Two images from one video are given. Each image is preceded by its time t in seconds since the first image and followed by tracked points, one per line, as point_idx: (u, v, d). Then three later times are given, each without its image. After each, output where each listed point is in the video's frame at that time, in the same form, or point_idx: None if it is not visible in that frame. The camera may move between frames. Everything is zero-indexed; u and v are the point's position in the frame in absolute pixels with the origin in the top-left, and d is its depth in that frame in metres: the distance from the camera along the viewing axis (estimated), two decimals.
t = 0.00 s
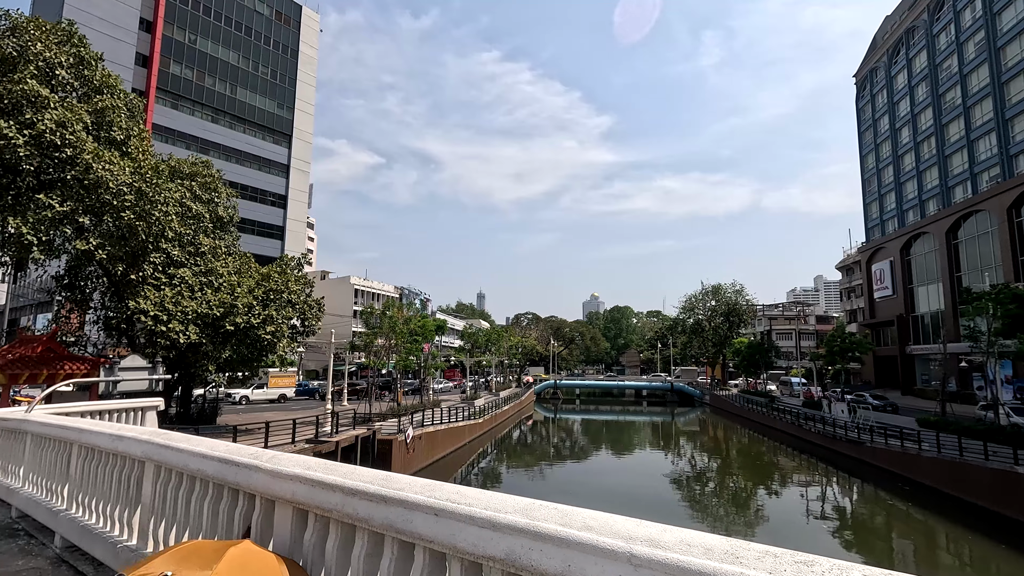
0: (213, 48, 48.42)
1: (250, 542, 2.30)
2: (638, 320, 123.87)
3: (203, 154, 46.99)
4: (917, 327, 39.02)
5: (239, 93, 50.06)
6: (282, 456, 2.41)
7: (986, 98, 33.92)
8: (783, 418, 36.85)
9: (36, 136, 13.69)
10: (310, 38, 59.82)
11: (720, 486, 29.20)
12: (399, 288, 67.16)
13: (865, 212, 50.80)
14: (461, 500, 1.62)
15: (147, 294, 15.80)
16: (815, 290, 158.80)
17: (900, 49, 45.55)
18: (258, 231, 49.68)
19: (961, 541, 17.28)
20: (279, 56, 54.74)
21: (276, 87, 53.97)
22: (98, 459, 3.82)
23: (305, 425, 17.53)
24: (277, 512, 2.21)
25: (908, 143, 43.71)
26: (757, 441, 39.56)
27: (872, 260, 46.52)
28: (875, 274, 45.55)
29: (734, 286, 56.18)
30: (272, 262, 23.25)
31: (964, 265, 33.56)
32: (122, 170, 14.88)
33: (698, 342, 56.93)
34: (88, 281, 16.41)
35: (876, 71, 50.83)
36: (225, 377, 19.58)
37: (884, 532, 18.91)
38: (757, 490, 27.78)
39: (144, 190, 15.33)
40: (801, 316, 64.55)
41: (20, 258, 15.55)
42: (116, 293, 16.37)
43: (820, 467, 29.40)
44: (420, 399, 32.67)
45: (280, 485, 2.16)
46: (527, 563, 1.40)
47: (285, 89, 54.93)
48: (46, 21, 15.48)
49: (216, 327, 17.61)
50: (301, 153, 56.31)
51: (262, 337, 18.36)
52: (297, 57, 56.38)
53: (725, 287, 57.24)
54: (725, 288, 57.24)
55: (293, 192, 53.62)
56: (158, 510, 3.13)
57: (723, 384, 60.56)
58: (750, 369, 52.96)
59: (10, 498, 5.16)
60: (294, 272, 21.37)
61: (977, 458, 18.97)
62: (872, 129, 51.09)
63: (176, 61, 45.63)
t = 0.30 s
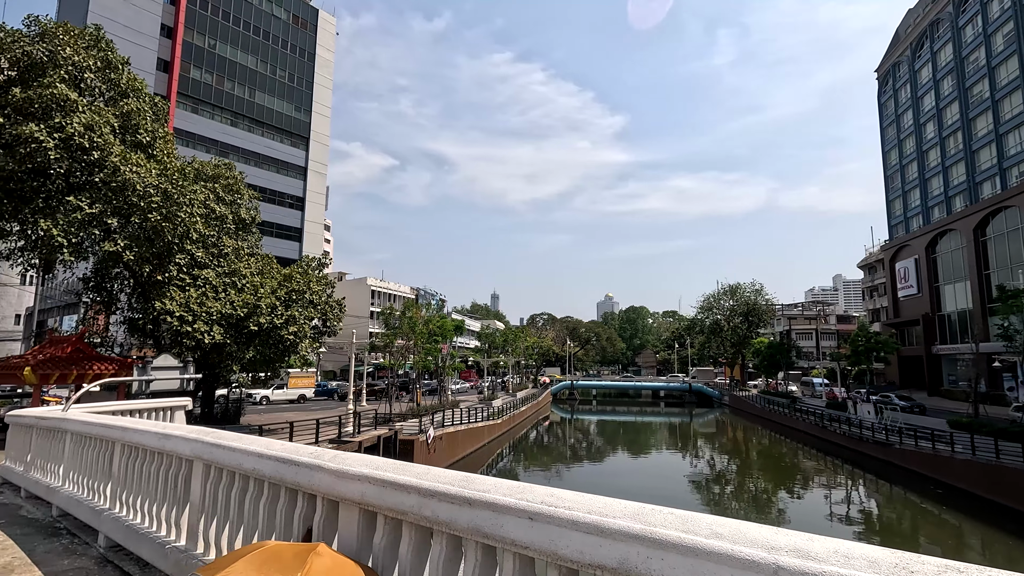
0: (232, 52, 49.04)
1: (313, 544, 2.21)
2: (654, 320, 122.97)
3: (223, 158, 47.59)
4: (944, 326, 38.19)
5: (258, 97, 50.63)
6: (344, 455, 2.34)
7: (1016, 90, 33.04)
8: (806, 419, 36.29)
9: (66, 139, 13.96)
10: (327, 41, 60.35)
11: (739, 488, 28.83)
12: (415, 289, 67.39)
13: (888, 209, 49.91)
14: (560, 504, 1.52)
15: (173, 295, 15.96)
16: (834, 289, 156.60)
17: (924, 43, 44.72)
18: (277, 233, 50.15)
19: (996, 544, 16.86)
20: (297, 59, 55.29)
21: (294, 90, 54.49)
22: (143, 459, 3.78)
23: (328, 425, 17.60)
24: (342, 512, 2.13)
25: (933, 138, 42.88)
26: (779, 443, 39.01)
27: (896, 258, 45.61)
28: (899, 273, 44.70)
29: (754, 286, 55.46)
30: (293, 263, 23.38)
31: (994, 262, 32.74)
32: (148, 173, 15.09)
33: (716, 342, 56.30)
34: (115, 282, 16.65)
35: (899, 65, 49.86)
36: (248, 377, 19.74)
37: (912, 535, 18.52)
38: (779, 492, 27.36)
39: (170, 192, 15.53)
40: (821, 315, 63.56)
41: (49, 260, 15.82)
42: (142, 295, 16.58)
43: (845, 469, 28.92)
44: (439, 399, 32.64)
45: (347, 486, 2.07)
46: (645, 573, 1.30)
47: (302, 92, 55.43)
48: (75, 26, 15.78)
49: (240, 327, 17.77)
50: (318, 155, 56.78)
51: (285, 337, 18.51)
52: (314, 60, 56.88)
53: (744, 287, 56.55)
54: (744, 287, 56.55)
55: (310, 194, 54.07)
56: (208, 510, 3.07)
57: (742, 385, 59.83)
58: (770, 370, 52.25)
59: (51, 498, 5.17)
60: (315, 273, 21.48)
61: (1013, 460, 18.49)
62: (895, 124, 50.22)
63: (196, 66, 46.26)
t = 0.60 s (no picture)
0: (253, 58, 49.64)
1: (379, 563, 2.13)
2: (671, 322, 121.85)
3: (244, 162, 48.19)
4: (975, 327, 37.18)
5: (278, 102, 51.18)
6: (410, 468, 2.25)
7: None
8: (833, 422, 35.60)
9: (97, 146, 14.24)
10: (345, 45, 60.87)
11: (762, 492, 28.36)
12: (433, 291, 67.56)
13: (916, 208, 48.88)
14: (672, 529, 1.41)
15: (201, 298, 16.10)
16: (856, 289, 153.84)
17: (952, 36, 43.66)
18: (297, 236, 50.63)
19: None
20: (316, 64, 55.83)
21: (313, 95, 55.00)
22: (189, 466, 3.74)
23: (353, 427, 17.62)
24: (412, 528, 2.03)
25: (963, 134, 41.85)
26: (803, 446, 38.31)
27: (923, 257, 44.53)
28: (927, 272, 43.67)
29: (776, 286, 54.60)
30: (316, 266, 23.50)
31: None
32: (177, 177, 15.28)
33: (738, 344, 55.54)
34: (143, 286, 16.89)
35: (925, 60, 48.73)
36: (273, 379, 19.91)
37: (943, 543, 18.05)
38: (804, 496, 26.88)
39: (197, 197, 15.72)
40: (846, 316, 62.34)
41: (80, 264, 16.09)
42: (169, 298, 16.77)
43: (875, 473, 28.29)
44: (459, 401, 32.60)
45: (418, 501, 1.97)
46: None
47: (321, 96, 55.93)
48: (105, 34, 16.08)
49: (265, 330, 17.93)
50: (337, 159, 57.24)
51: (310, 340, 18.65)
52: (333, 65, 57.37)
53: (766, 287, 55.69)
54: (766, 288, 55.69)
55: (330, 197, 54.52)
56: (259, 519, 3.01)
57: (764, 387, 58.90)
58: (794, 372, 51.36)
59: (93, 502, 5.18)
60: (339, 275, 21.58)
61: None
62: (922, 120, 49.12)
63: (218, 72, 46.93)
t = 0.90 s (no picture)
0: (273, 63, 50.24)
1: (444, 568, 2.01)
2: (689, 323, 120.59)
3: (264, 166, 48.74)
4: (1007, 327, 36.18)
5: (297, 106, 51.72)
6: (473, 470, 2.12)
7: None
8: (859, 425, 34.89)
9: (126, 148, 14.44)
10: (363, 49, 61.37)
11: (785, 496, 27.85)
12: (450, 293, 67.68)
13: (943, 206, 47.86)
14: (804, 541, 1.28)
15: (225, 299, 16.19)
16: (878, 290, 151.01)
17: (981, 30, 42.68)
18: (316, 238, 51.05)
19: None
20: (335, 68, 56.34)
21: (331, 98, 55.49)
22: (229, 467, 3.64)
23: (376, 428, 17.61)
24: (482, 532, 1.90)
25: (992, 130, 40.87)
26: (828, 450, 37.60)
27: (951, 257, 43.46)
28: (955, 272, 42.64)
29: (798, 287, 53.72)
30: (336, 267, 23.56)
31: None
32: (202, 179, 15.41)
33: (758, 345, 54.74)
34: (169, 287, 17.07)
35: (952, 55, 47.63)
36: (295, 380, 20.02)
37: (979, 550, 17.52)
38: (829, 501, 26.34)
39: (222, 199, 15.85)
40: (870, 317, 61.13)
41: (107, 265, 16.29)
42: (195, 299, 16.90)
43: (905, 478, 27.64)
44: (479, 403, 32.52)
45: (489, 506, 1.83)
46: None
47: (339, 100, 56.40)
48: (132, 39, 16.30)
49: (289, 331, 18.01)
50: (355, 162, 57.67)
51: (332, 341, 18.72)
52: (351, 68, 57.84)
53: (788, 288, 54.85)
54: (788, 288, 54.85)
55: (348, 200, 54.90)
56: (305, 522, 2.90)
57: (786, 389, 57.94)
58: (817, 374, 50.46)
59: (127, 502, 5.15)
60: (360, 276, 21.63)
61: None
62: (949, 116, 48.07)
63: (239, 77, 47.58)
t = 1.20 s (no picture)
0: (290, 66, 50.67)
1: None
2: (706, 324, 119.13)
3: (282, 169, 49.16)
4: None
5: (314, 109, 52.09)
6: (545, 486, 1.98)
7: None
8: (886, 428, 34.14)
9: (150, 151, 14.57)
10: (379, 52, 61.65)
11: (807, 500, 27.28)
12: (466, 294, 67.67)
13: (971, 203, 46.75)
14: None
15: (247, 301, 16.22)
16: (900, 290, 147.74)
17: (1009, 22, 41.60)
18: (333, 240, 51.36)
19: None
20: (351, 71, 56.66)
21: (348, 101, 55.81)
22: (264, 477, 3.52)
23: (396, 430, 17.50)
24: (563, 560, 1.75)
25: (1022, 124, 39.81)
26: (851, 453, 36.87)
27: (979, 255, 42.31)
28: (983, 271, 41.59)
29: (819, 287, 52.74)
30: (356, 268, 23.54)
31: None
32: (224, 182, 15.47)
33: (778, 346, 53.84)
34: (191, 290, 17.18)
35: (979, 48, 46.40)
36: (316, 381, 20.00)
37: (1015, 559, 16.98)
38: (851, 505, 25.79)
39: (244, 201, 15.90)
40: (894, 317, 59.89)
41: (131, 268, 16.44)
42: (217, 301, 16.97)
43: (936, 483, 26.93)
44: (497, 405, 32.25)
45: (573, 530, 1.68)
46: None
47: (356, 102, 56.69)
48: (156, 43, 16.45)
49: (309, 333, 18.01)
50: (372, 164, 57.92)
51: (352, 343, 18.69)
52: (367, 71, 58.12)
53: (809, 288, 53.96)
54: (809, 288, 53.95)
55: (365, 202, 55.14)
56: (351, 537, 2.76)
57: (807, 391, 56.90)
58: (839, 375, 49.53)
59: (159, 508, 5.06)
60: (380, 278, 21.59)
61: None
62: (976, 111, 46.94)
63: (257, 81, 48.08)
